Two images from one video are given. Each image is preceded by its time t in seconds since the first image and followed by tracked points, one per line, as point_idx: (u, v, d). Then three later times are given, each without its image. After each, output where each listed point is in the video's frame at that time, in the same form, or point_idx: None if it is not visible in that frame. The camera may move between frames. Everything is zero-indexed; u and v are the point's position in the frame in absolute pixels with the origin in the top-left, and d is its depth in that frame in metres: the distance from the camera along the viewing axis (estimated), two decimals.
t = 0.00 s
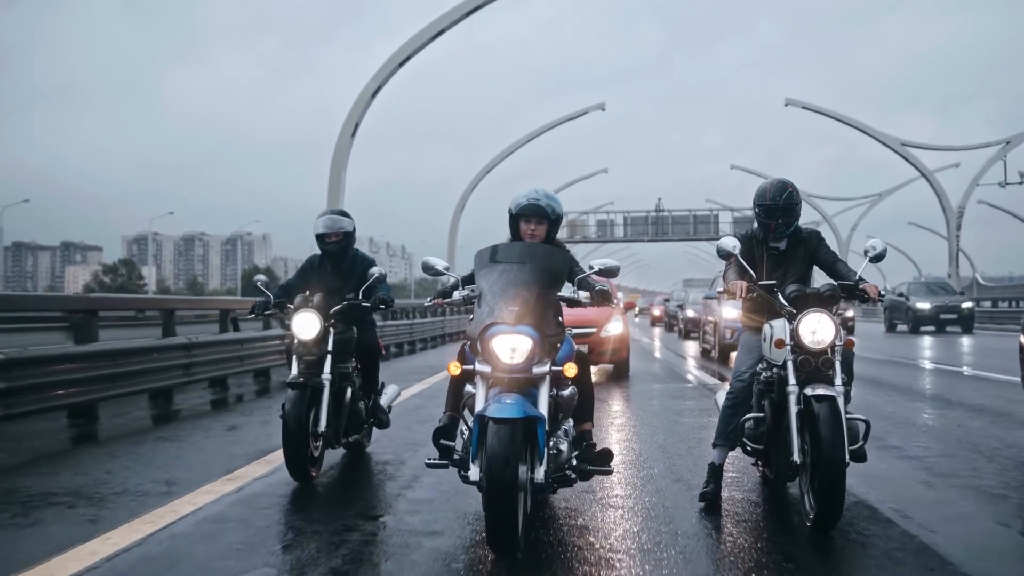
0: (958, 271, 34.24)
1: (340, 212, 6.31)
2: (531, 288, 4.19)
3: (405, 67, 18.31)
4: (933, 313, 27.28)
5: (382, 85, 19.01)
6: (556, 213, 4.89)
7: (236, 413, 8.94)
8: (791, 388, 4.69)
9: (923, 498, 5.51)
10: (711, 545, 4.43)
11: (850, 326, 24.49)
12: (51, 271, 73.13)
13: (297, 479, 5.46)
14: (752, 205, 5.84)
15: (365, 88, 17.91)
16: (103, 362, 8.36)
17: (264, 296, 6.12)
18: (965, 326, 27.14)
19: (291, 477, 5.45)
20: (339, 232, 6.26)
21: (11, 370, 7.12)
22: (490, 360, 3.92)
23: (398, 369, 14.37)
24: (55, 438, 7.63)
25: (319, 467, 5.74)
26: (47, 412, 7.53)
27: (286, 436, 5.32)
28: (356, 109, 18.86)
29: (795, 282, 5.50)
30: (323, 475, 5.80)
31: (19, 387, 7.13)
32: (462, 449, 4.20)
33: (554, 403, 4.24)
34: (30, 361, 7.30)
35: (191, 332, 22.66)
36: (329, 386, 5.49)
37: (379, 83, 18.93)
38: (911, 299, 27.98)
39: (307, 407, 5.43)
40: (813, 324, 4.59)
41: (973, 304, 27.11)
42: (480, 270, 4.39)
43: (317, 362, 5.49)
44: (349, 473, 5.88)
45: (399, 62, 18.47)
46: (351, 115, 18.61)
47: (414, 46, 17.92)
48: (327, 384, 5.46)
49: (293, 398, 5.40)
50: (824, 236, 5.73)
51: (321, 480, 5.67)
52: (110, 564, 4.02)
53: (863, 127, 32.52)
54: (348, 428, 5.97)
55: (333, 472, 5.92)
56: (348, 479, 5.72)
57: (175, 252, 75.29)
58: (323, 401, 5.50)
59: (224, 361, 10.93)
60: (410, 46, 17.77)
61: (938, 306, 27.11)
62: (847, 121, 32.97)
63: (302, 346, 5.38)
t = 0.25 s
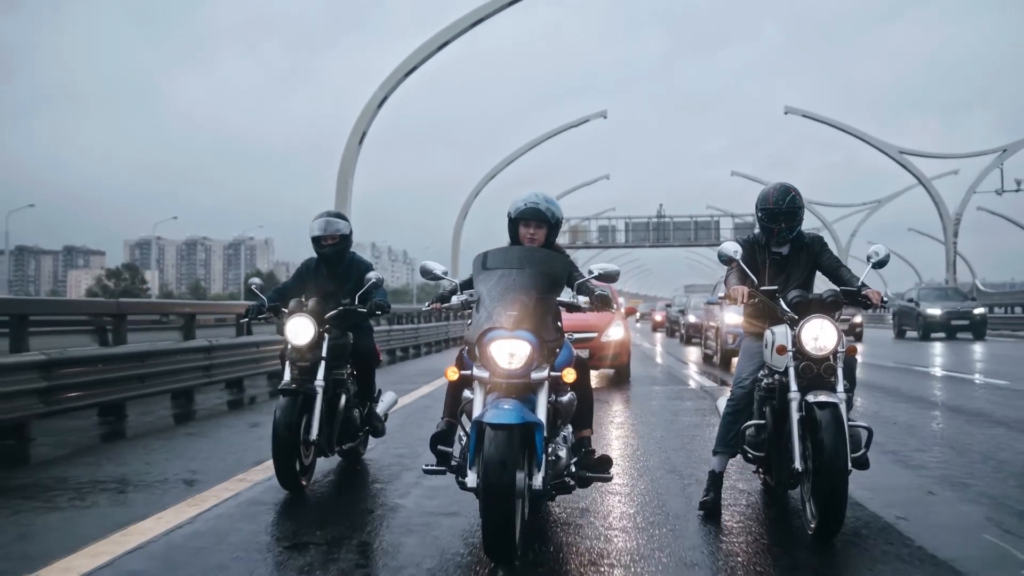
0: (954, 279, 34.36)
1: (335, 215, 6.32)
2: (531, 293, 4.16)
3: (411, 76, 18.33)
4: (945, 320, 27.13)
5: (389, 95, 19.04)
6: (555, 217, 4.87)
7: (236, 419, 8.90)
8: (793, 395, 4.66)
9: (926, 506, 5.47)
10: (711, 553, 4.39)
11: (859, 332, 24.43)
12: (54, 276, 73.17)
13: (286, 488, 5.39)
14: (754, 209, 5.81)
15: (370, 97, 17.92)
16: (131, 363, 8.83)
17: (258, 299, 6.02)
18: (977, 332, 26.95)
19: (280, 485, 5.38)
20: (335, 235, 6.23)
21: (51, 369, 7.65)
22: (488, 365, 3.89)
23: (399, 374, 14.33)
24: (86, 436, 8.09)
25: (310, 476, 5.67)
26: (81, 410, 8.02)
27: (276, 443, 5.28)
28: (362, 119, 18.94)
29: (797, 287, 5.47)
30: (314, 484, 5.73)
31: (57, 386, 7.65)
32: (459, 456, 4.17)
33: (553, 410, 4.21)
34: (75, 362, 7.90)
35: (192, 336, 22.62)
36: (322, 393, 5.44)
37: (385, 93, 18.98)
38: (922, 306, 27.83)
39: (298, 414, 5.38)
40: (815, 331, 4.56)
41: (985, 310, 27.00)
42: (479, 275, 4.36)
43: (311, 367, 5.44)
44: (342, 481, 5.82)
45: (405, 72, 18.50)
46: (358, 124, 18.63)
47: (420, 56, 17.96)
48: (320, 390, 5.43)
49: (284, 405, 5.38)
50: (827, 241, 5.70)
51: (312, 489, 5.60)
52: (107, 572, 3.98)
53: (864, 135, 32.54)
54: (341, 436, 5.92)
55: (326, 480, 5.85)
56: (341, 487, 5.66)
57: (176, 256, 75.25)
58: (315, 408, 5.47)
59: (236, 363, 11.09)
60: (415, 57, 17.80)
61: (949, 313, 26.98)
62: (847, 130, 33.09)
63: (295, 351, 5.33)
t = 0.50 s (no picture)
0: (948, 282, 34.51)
1: (326, 213, 6.25)
2: (526, 295, 4.13)
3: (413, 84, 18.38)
4: (953, 321, 27.20)
5: (391, 102, 19.11)
6: (552, 218, 4.84)
7: (233, 420, 8.88)
8: (790, 397, 4.63)
9: (924, 508, 5.45)
10: (708, 557, 4.36)
11: (864, 334, 24.45)
12: (52, 277, 73.14)
13: (270, 495, 5.30)
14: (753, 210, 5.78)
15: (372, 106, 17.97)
16: (157, 362, 9.25)
17: (246, 299, 5.99)
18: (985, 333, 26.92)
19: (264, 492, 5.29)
20: (325, 234, 6.19)
21: (84, 366, 8.09)
22: (483, 368, 3.86)
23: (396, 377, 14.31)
24: (114, 429, 8.48)
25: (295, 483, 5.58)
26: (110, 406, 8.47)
27: (262, 449, 5.16)
28: (365, 125, 19.02)
29: (795, 289, 5.45)
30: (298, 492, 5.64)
31: (90, 383, 8.08)
32: (454, 459, 4.14)
33: (549, 412, 4.18)
34: (101, 361, 8.25)
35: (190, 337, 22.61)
36: (309, 398, 5.37)
37: (388, 99, 19.05)
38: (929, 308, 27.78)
39: (284, 419, 5.31)
40: (813, 333, 4.53)
41: (994, 311, 27.01)
42: (474, 276, 4.33)
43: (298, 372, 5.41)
44: (328, 488, 5.74)
45: (407, 80, 18.55)
46: (361, 131, 18.69)
47: (422, 64, 18.00)
48: (306, 395, 5.35)
49: (270, 410, 5.27)
50: (825, 242, 5.68)
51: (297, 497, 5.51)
52: None
53: (862, 138, 32.59)
54: (329, 442, 5.85)
55: (312, 487, 5.78)
56: (326, 494, 5.58)
57: (175, 258, 75.22)
58: (302, 413, 5.38)
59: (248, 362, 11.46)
60: (417, 65, 17.85)
61: (958, 313, 27.03)
62: (844, 136, 33.20)
63: (283, 355, 5.30)
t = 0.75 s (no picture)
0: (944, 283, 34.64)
1: (316, 211, 6.19)
2: (522, 296, 4.11)
3: (416, 90, 18.42)
4: (964, 320, 26.95)
5: (394, 107, 19.18)
6: (549, 217, 4.83)
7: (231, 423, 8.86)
8: (789, 399, 4.60)
9: (924, 509, 5.42)
10: (707, 560, 4.33)
11: (871, 333, 24.30)
12: (52, 280, 73.13)
13: (255, 504, 5.19)
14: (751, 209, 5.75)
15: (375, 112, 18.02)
16: (180, 362, 9.79)
17: (233, 302, 5.95)
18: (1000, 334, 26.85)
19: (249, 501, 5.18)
20: (314, 232, 6.14)
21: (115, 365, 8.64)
22: (479, 369, 3.84)
23: (395, 379, 14.28)
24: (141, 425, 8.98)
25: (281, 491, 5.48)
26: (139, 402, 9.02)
27: (246, 456, 5.09)
28: (368, 131, 19.10)
29: (794, 289, 5.42)
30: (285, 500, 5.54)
31: (121, 380, 8.63)
32: (450, 461, 4.12)
33: (546, 414, 4.15)
34: (132, 360, 8.80)
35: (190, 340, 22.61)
36: (297, 404, 5.28)
37: (391, 105, 19.11)
38: (940, 306, 27.57)
39: (270, 425, 5.21)
40: (811, 334, 4.50)
41: (1007, 310, 26.97)
42: (470, 277, 4.31)
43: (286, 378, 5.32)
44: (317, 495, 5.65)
45: (410, 86, 18.60)
46: (365, 135, 18.75)
47: (425, 71, 18.05)
48: (293, 402, 5.27)
49: (256, 416, 5.19)
50: (825, 242, 5.66)
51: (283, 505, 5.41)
52: None
53: (860, 140, 32.61)
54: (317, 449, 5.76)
55: (300, 494, 5.68)
56: (314, 501, 5.49)
57: (175, 260, 75.20)
58: (289, 420, 5.28)
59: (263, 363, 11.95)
60: (420, 72, 17.91)
61: (970, 313, 26.75)
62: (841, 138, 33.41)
63: (270, 360, 5.21)
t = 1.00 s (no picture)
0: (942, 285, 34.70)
1: (307, 211, 6.08)
2: (521, 298, 4.10)
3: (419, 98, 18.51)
4: (977, 320, 26.69)
5: (398, 115, 19.29)
6: (548, 218, 4.82)
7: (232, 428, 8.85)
8: (788, 401, 4.58)
9: (925, 512, 5.39)
10: (707, 563, 4.31)
11: (879, 335, 24.16)
12: (53, 284, 73.19)
13: (244, 514, 5.07)
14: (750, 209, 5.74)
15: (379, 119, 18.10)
16: (204, 364, 10.07)
17: (222, 304, 5.83)
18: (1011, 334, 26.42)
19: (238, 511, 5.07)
20: (306, 233, 6.04)
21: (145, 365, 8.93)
22: (477, 372, 3.82)
23: (396, 382, 14.28)
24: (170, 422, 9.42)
25: (271, 501, 5.36)
26: (165, 402, 9.30)
27: (236, 464, 4.97)
28: (372, 138, 19.20)
29: (794, 289, 5.40)
30: (275, 510, 5.42)
31: (150, 380, 8.91)
32: (449, 464, 4.11)
33: (545, 416, 4.14)
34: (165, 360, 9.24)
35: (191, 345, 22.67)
36: (288, 411, 5.16)
37: (395, 112, 19.22)
38: (952, 305, 27.36)
39: (261, 433, 5.09)
40: (811, 336, 4.49)
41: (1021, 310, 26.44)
42: (469, 279, 4.29)
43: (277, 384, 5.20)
44: (308, 505, 5.53)
45: (413, 94, 18.68)
46: (369, 143, 18.85)
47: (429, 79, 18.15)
48: (285, 409, 5.13)
49: (246, 423, 5.08)
50: (825, 242, 5.64)
51: (273, 516, 5.29)
52: None
53: (859, 142, 32.64)
54: (310, 457, 5.63)
55: (290, 504, 5.55)
56: (306, 512, 5.37)
57: (176, 264, 75.26)
58: (280, 428, 5.16)
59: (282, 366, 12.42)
60: (423, 80, 17.99)
61: (981, 313, 26.47)
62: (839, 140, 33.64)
63: (260, 366, 5.08)
